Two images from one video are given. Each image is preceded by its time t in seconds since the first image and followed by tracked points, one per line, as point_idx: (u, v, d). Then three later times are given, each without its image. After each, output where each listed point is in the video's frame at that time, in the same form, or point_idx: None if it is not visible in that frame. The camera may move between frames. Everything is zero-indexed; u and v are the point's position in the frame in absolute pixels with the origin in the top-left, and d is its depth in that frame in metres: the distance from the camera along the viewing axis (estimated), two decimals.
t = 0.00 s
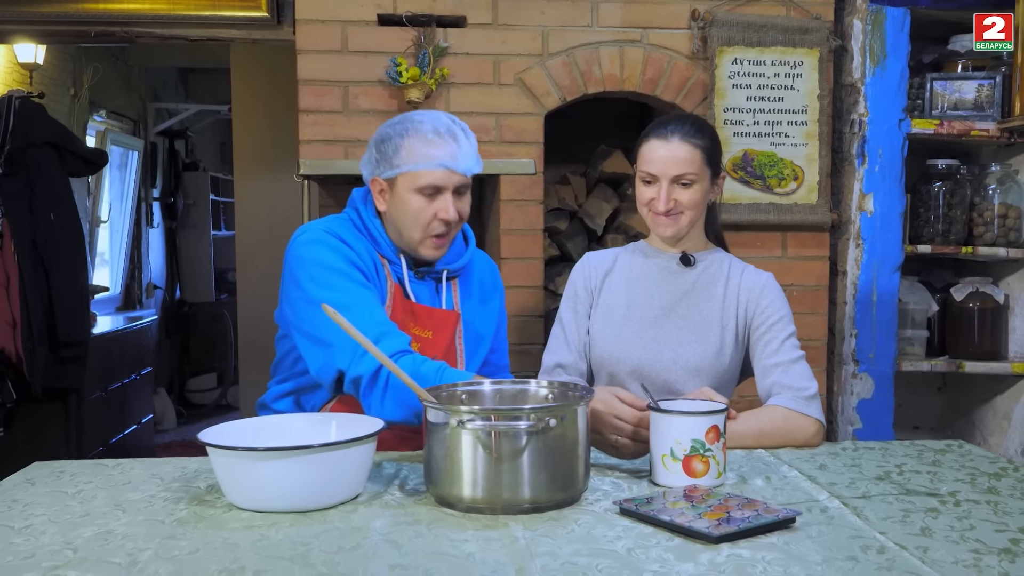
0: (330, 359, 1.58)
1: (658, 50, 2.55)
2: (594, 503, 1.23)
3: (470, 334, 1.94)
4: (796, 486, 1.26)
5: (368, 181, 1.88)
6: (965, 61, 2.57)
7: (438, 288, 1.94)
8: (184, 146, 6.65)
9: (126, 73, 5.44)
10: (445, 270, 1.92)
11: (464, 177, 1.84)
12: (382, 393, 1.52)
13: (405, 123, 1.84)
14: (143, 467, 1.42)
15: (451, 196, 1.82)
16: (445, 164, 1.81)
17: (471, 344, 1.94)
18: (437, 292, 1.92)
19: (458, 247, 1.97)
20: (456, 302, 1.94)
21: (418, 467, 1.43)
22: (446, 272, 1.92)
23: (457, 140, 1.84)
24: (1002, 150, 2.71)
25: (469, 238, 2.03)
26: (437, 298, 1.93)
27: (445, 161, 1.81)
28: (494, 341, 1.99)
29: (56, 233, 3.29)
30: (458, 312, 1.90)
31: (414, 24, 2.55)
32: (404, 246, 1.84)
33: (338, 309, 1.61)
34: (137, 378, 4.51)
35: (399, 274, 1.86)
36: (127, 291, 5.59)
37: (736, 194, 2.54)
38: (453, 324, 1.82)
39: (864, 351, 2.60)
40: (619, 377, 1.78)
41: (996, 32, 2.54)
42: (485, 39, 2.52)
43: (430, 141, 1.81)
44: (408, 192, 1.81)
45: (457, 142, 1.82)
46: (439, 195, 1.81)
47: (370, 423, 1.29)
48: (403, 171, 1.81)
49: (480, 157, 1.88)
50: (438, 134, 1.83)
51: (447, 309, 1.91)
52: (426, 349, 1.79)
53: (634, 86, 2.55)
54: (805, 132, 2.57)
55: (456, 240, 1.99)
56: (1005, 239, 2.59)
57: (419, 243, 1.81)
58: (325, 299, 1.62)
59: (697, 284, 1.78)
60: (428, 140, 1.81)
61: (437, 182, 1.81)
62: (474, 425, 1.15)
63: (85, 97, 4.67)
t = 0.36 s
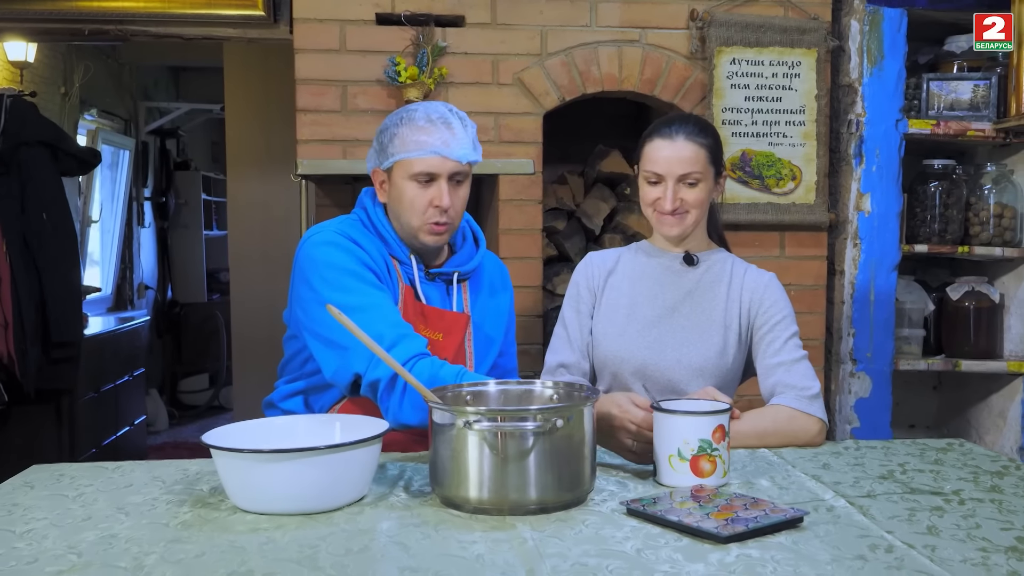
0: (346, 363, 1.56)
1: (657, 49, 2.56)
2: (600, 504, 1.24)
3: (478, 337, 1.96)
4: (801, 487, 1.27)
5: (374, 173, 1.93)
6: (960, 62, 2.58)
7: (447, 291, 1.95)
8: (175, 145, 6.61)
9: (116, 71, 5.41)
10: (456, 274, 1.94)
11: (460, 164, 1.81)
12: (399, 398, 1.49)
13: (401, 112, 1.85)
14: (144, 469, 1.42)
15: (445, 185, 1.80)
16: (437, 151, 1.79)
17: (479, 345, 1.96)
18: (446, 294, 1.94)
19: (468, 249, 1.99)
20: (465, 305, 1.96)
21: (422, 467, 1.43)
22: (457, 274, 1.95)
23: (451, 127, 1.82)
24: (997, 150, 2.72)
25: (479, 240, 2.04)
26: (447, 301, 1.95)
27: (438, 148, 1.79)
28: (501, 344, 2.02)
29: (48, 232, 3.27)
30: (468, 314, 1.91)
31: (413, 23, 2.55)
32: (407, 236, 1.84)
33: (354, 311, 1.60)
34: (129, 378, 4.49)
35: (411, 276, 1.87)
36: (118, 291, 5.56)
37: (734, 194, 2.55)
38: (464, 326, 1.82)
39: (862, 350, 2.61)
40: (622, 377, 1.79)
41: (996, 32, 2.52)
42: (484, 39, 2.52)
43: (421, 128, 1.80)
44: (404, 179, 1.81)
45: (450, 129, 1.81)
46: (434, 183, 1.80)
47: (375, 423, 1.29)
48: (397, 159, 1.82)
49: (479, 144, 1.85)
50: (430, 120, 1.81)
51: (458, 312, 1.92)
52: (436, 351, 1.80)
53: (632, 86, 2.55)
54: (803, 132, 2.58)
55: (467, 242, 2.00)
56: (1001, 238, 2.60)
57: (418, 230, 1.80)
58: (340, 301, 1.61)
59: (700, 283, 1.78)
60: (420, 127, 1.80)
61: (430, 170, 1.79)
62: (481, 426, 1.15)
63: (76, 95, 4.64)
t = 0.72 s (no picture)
0: (338, 364, 1.56)
1: (654, 49, 2.56)
2: (604, 506, 1.24)
3: (471, 336, 1.95)
4: (804, 487, 1.28)
5: (363, 168, 1.92)
6: (954, 63, 2.59)
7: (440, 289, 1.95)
8: (165, 142, 6.57)
9: (106, 69, 5.36)
10: (449, 271, 1.93)
11: (455, 154, 1.84)
12: (390, 397, 1.50)
13: (394, 104, 1.86)
14: (141, 472, 1.41)
15: (442, 175, 1.83)
16: (434, 141, 1.82)
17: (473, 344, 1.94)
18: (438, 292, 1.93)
19: (457, 248, 1.99)
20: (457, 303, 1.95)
21: (424, 469, 1.43)
22: (449, 271, 1.94)
23: (446, 118, 1.84)
24: (990, 151, 2.73)
25: (469, 239, 2.04)
26: (440, 300, 1.94)
27: (435, 139, 1.82)
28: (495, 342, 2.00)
29: (37, 231, 3.25)
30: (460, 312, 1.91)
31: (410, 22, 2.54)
32: (402, 229, 1.85)
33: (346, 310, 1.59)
34: (118, 378, 4.46)
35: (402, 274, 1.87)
36: (106, 290, 5.53)
37: (730, 194, 2.56)
38: (457, 324, 1.82)
39: (857, 349, 2.63)
40: (622, 377, 1.80)
41: (995, 32, 2.53)
42: (481, 38, 2.52)
43: (418, 120, 1.82)
44: (401, 171, 1.83)
45: (445, 120, 1.83)
46: (432, 174, 1.82)
47: (376, 425, 1.29)
48: (393, 151, 1.83)
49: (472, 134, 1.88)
50: (427, 112, 1.83)
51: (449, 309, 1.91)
52: (429, 349, 1.78)
53: (630, 86, 2.56)
54: (799, 132, 2.59)
55: (456, 241, 2.00)
56: (994, 238, 2.63)
57: (416, 223, 1.81)
58: (331, 301, 1.61)
59: (699, 283, 1.79)
60: (416, 119, 1.82)
61: (427, 160, 1.82)
62: (486, 427, 1.15)
63: (64, 93, 4.61)
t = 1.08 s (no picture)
0: (285, 368, 1.57)
1: (637, 50, 2.56)
2: (597, 508, 1.23)
3: (446, 333, 1.93)
4: (795, 488, 1.28)
5: (336, 165, 1.91)
6: (936, 64, 2.62)
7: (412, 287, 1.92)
8: (141, 142, 6.49)
9: (82, 68, 5.28)
10: (419, 268, 1.90)
11: (427, 154, 1.82)
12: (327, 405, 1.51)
13: (368, 102, 1.84)
14: (129, 475, 1.39)
15: (413, 173, 1.81)
16: (406, 140, 1.80)
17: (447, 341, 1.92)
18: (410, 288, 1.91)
19: (429, 246, 1.97)
20: (431, 299, 1.92)
21: (415, 471, 1.41)
22: (420, 268, 1.90)
23: (419, 118, 1.83)
24: (971, 151, 2.75)
25: (442, 237, 2.02)
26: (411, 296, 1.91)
27: (407, 137, 1.80)
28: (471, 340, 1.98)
29: (16, 231, 3.18)
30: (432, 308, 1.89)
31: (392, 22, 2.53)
32: (373, 225, 1.83)
33: (301, 315, 1.58)
34: (97, 381, 4.39)
35: (372, 271, 1.84)
36: (83, 291, 5.44)
37: (715, 194, 2.57)
38: (428, 318, 1.83)
39: (840, 350, 2.64)
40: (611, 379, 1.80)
41: (995, 32, 2.51)
42: (465, 38, 2.50)
43: (390, 118, 1.80)
44: (372, 168, 1.81)
45: (418, 120, 1.82)
46: (404, 172, 1.81)
47: (367, 429, 1.27)
48: (365, 149, 1.81)
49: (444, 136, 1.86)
50: (399, 111, 1.82)
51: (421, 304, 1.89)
52: (398, 347, 1.79)
53: (613, 87, 2.56)
54: (782, 133, 2.60)
55: (427, 239, 1.98)
56: (975, 239, 2.65)
57: (386, 218, 1.80)
58: (288, 306, 1.60)
59: (688, 285, 1.80)
60: (389, 117, 1.81)
61: (398, 159, 1.80)
62: (479, 430, 1.14)
63: (40, 92, 4.53)
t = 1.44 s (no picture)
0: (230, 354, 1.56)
1: (631, 49, 2.55)
2: (602, 512, 1.21)
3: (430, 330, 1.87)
4: (801, 491, 1.27)
5: (316, 163, 1.87)
6: (929, 63, 2.62)
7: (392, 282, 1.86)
8: (125, 142, 6.41)
9: (67, 67, 5.20)
10: (399, 264, 1.84)
11: (403, 152, 1.77)
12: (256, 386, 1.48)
13: (345, 101, 1.80)
14: (125, 478, 1.38)
15: (389, 170, 1.76)
16: (381, 138, 1.75)
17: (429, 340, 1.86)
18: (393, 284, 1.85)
19: (411, 242, 1.91)
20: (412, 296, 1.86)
21: (415, 475, 1.39)
22: (400, 264, 1.84)
23: (395, 116, 1.78)
24: (964, 151, 2.76)
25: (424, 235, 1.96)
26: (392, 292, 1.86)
27: (382, 135, 1.75)
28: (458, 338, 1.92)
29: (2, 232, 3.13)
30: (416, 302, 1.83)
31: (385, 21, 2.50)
32: (352, 224, 1.78)
33: (256, 308, 1.56)
34: (84, 382, 4.33)
35: (352, 265, 1.80)
36: (68, 292, 5.36)
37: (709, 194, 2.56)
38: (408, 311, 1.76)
39: (835, 350, 2.64)
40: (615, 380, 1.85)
41: (995, 32, 2.50)
42: (457, 37, 2.48)
43: (365, 116, 1.76)
44: (349, 166, 1.76)
45: (394, 118, 1.77)
46: (379, 169, 1.76)
47: (369, 433, 1.25)
48: (341, 147, 1.77)
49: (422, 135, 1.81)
50: (375, 109, 1.78)
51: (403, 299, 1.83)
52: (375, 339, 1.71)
53: (607, 86, 2.55)
54: (776, 132, 2.60)
55: (410, 236, 1.92)
56: (970, 238, 2.66)
57: (363, 216, 1.75)
58: (248, 299, 1.58)
59: (692, 288, 1.85)
60: (364, 115, 1.77)
61: (374, 156, 1.75)
62: (483, 434, 1.12)
63: (26, 92, 4.48)
